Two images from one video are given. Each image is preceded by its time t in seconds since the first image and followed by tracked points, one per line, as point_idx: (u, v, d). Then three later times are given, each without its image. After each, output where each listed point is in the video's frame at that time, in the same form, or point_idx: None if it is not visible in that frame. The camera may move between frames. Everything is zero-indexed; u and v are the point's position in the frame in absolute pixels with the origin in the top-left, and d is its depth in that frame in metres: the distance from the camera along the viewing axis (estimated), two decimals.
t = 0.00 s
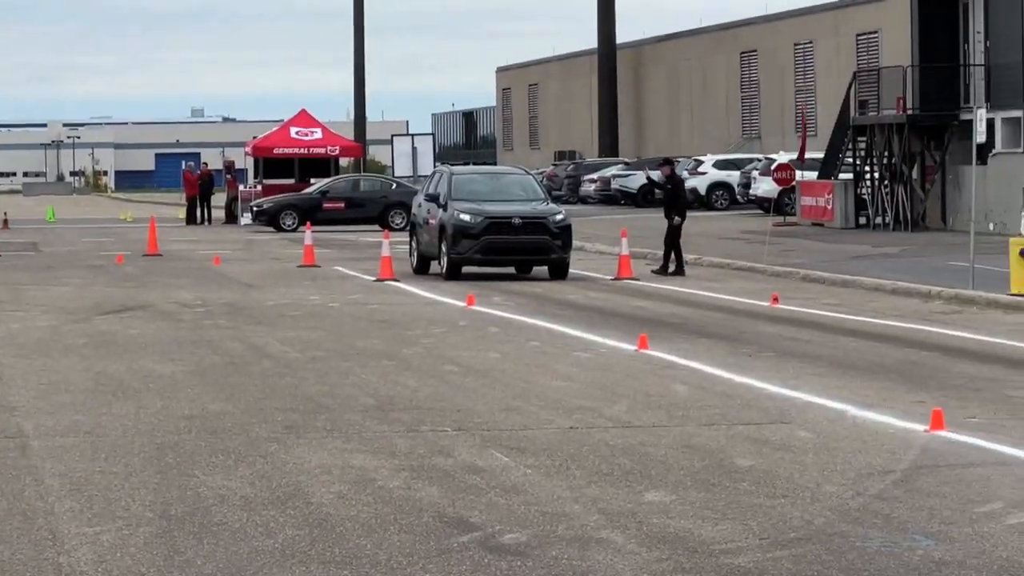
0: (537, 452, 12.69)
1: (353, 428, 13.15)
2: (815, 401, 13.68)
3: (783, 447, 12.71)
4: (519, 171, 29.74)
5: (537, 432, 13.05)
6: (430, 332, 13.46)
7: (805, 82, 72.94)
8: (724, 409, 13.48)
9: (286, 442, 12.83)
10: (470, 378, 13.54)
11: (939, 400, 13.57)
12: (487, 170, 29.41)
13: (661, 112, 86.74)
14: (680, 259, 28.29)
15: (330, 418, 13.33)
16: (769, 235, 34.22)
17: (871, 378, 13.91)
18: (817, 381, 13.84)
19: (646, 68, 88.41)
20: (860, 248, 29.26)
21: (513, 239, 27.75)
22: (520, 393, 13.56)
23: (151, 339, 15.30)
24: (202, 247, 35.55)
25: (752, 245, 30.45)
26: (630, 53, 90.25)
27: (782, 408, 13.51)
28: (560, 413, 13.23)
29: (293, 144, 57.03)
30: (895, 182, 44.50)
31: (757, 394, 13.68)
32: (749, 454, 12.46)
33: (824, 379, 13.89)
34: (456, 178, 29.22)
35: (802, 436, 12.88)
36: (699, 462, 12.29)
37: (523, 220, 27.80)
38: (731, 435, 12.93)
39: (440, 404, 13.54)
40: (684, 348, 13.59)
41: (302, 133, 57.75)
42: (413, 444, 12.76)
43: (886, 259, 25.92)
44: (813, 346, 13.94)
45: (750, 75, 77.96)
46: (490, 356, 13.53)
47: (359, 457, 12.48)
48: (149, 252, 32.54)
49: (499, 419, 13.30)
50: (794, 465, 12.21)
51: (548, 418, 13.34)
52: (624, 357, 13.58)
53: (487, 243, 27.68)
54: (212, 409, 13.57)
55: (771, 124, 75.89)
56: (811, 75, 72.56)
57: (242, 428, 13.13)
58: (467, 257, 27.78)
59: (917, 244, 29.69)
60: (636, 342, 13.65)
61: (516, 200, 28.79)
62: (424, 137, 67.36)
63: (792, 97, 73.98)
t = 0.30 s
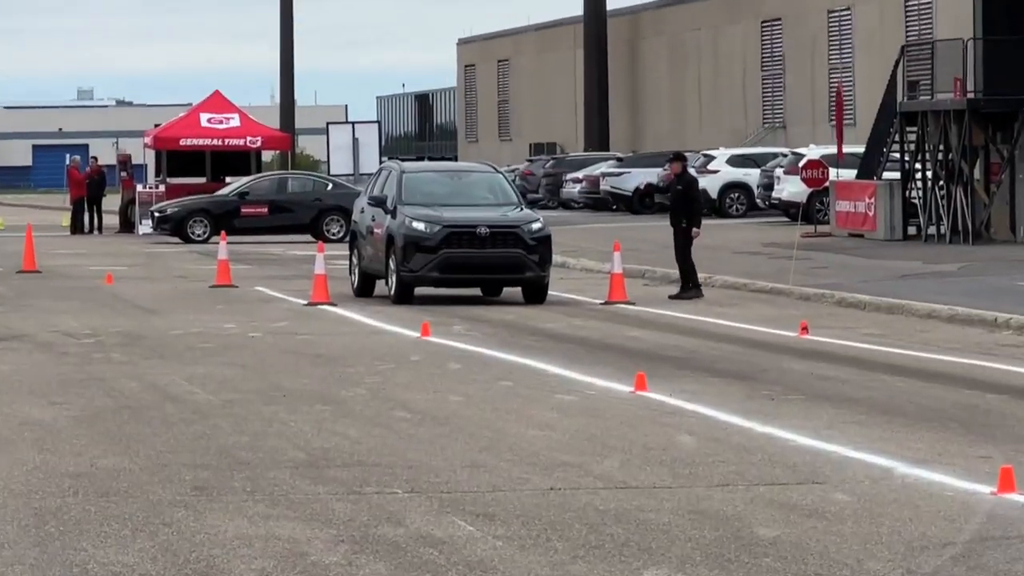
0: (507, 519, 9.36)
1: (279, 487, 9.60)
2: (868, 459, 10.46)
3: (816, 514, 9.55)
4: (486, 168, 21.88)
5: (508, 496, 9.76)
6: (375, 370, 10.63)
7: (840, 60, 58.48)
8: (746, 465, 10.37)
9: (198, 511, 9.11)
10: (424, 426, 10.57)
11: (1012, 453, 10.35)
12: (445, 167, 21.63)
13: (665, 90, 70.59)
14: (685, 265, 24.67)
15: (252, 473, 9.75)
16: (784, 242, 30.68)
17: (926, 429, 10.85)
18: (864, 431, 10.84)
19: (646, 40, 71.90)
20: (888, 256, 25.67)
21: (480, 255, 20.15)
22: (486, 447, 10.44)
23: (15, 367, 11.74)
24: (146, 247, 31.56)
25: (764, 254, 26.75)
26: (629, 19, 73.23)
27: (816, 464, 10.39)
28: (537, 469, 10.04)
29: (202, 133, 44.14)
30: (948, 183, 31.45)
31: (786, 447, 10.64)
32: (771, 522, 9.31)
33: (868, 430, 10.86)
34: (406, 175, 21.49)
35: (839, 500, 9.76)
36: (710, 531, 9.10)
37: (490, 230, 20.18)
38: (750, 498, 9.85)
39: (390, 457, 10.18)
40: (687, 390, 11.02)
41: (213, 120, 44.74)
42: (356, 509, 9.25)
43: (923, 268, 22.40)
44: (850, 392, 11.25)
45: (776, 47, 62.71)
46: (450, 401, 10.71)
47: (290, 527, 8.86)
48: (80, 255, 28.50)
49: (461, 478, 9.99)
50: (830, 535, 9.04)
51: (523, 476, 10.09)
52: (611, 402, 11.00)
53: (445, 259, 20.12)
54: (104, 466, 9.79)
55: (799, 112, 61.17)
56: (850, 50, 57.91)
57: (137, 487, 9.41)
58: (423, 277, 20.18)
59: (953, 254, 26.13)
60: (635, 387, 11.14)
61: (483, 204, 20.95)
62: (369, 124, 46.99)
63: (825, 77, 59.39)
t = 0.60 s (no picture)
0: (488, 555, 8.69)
1: (249, 523, 8.84)
2: (873, 493, 9.85)
3: (817, 551, 8.90)
4: (467, 185, 20.53)
5: (493, 532, 9.08)
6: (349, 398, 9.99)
7: (839, 70, 57.25)
8: (741, 500, 9.73)
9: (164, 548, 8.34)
10: (402, 457, 9.89)
11: (1021, 487, 9.76)
12: (424, 185, 20.28)
13: (652, 104, 68.44)
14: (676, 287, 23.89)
15: (219, 508, 8.96)
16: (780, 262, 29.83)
17: (926, 458, 10.27)
18: (866, 461, 10.24)
19: (634, 51, 69.85)
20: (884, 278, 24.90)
21: (460, 277, 18.83)
22: (467, 479, 9.78)
23: None
24: (115, 267, 30.43)
25: (757, 276, 25.88)
26: (616, 29, 71.21)
27: (815, 498, 9.77)
28: (522, 502, 9.36)
29: (168, 147, 40.65)
30: (954, 201, 29.74)
31: (783, 480, 10.03)
32: (768, 557, 8.69)
33: (871, 461, 10.26)
34: (382, 193, 20.13)
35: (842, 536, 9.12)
36: (705, 569, 8.45)
37: (471, 251, 18.86)
38: (746, 534, 9.19)
39: (367, 490, 9.47)
40: (677, 420, 10.42)
41: (179, 134, 41.32)
42: (329, 545, 8.54)
43: (924, 291, 21.71)
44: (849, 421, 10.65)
45: (772, 59, 61.24)
46: (428, 431, 10.05)
47: (259, 566, 8.13)
48: (46, 276, 27.37)
49: (440, 513, 9.31)
50: (830, 573, 8.41)
51: (505, 512, 9.42)
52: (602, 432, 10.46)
53: (424, 282, 18.80)
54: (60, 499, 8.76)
55: (797, 127, 59.69)
56: (851, 59, 56.73)
57: (97, 522, 8.57)
58: (400, 301, 18.88)
59: (954, 275, 25.37)
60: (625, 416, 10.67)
61: (463, 224, 19.64)
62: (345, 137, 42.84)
63: (825, 88, 58.11)
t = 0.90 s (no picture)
0: (467, 564, 8.64)
1: (229, 531, 8.78)
2: (860, 503, 9.77)
3: (798, 560, 8.83)
4: (454, 193, 20.40)
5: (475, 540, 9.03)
6: (334, 407, 9.98)
7: (829, 79, 56.55)
8: (724, 509, 9.67)
9: (145, 555, 8.27)
10: (386, 466, 9.86)
11: (1005, 497, 9.73)
12: (410, 192, 20.16)
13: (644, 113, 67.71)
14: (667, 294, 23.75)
15: (200, 517, 8.91)
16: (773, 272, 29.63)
17: (910, 468, 10.23)
18: (851, 471, 10.20)
19: (624, 58, 69.17)
20: (877, 287, 24.74)
21: (446, 285, 18.67)
22: (450, 488, 9.74)
23: None
24: (102, 273, 30.23)
25: (747, 286, 25.74)
26: (607, 36, 70.55)
27: (799, 508, 9.71)
28: (505, 511, 9.30)
29: (157, 154, 40.85)
30: (943, 210, 29.71)
31: (767, 490, 9.97)
32: (749, 567, 8.62)
33: (856, 471, 10.21)
34: (369, 200, 20.01)
35: (824, 545, 9.06)
36: None
37: (458, 258, 18.71)
38: (727, 543, 9.13)
39: (349, 500, 9.43)
40: (661, 428, 10.38)
41: (167, 141, 41.44)
42: (310, 553, 8.50)
43: (916, 301, 21.58)
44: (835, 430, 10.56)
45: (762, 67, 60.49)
46: (412, 440, 10.02)
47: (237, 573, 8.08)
48: (33, 281, 27.19)
49: (422, 521, 9.26)
50: None
51: (486, 520, 9.39)
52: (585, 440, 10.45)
53: (410, 290, 18.65)
54: (40, 504, 8.73)
55: (786, 135, 58.99)
56: (840, 67, 56.01)
57: (78, 529, 8.51)
58: (386, 309, 18.73)
59: (947, 285, 25.20)
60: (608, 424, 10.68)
61: (450, 231, 19.50)
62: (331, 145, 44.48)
63: (815, 95, 57.39)
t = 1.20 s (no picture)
0: (450, 564, 8.63)
1: (214, 531, 8.85)
2: (850, 504, 9.74)
3: (782, 561, 8.80)
4: (448, 193, 20.31)
5: (459, 540, 9.07)
6: (324, 407, 10.03)
7: (829, 80, 55.92)
8: (710, 510, 9.65)
9: (131, 555, 8.36)
10: (373, 467, 9.95)
11: (992, 499, 9.70)
12: (405, 194, 20.06)
13: (645, 111, 67.13)
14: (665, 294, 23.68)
15: (186, 516, 9.00)
16: (767, 273, 29.45)
17: (899, 471, 10.21)
18: (840, 472, 10.20)
19: (624, 58, 68.57)
20: (877, 288, 24.57)
21: (441, 285, 18.56)
22: (436, 488, 9.80)
23: None
24: (99, 274, 30.13)
25: (744, 287, 25.51)
26: (606, 37, 70.00)
27: (785, 509, 9.68)
28: (489, 512, 9.33)
29: (154, 154, 40.47)
30: (939, 212, 29.50)
31: (754, 491, 9.95)
32: (733, 567, 8.60)
33: (844, 472, 10.20)
34: (363, 201, 19.90)
35: (807, 546, 9.03)
36: None
37: (452, 258, 18.59)
38: (710, 544, 9.11)
39: (335, 499, 9.50)
40: (650, 431, 10.43)
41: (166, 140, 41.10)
42: (293, 553, 8.57)
43: (913, 302, 21.51)
44: (824, 431, 10.81)
45: (761, 68, 60.01)
46: (400, 440, 10.12)
47: (220, 573, 8.14)
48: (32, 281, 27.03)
49: (407, 521, 9.31)
50: None
51: (470, 520, 9.42)
52: (572, 441, 10.52)
53: (404, 290, 18.52)
54: (28, 504, 8.89)
55: (786, 136, 58.51)
56: (840, 69, 55.36)
57: (62, 529, 8.61)
58: (380, 309, 18.62)
59: (944, 286, 25.01)
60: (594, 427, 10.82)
61: (444, 232, 19.40)
62: (329, 144, 43.73)
63: (814, 97, 56.81)
